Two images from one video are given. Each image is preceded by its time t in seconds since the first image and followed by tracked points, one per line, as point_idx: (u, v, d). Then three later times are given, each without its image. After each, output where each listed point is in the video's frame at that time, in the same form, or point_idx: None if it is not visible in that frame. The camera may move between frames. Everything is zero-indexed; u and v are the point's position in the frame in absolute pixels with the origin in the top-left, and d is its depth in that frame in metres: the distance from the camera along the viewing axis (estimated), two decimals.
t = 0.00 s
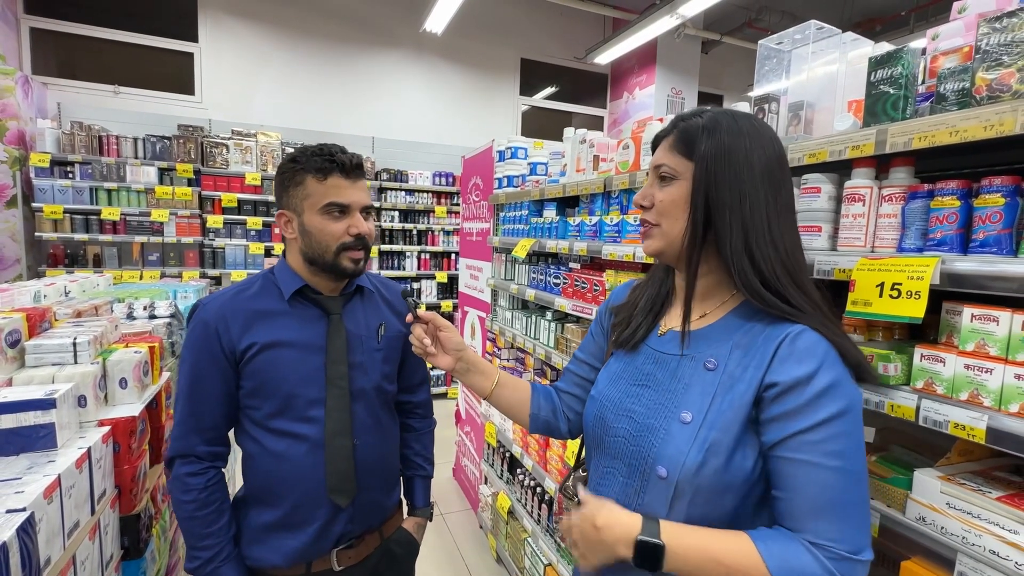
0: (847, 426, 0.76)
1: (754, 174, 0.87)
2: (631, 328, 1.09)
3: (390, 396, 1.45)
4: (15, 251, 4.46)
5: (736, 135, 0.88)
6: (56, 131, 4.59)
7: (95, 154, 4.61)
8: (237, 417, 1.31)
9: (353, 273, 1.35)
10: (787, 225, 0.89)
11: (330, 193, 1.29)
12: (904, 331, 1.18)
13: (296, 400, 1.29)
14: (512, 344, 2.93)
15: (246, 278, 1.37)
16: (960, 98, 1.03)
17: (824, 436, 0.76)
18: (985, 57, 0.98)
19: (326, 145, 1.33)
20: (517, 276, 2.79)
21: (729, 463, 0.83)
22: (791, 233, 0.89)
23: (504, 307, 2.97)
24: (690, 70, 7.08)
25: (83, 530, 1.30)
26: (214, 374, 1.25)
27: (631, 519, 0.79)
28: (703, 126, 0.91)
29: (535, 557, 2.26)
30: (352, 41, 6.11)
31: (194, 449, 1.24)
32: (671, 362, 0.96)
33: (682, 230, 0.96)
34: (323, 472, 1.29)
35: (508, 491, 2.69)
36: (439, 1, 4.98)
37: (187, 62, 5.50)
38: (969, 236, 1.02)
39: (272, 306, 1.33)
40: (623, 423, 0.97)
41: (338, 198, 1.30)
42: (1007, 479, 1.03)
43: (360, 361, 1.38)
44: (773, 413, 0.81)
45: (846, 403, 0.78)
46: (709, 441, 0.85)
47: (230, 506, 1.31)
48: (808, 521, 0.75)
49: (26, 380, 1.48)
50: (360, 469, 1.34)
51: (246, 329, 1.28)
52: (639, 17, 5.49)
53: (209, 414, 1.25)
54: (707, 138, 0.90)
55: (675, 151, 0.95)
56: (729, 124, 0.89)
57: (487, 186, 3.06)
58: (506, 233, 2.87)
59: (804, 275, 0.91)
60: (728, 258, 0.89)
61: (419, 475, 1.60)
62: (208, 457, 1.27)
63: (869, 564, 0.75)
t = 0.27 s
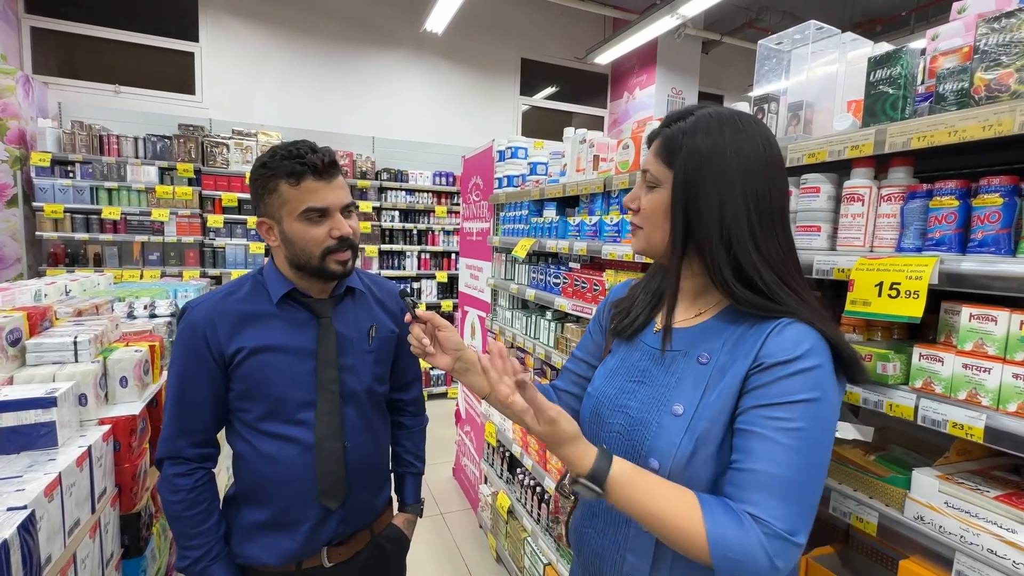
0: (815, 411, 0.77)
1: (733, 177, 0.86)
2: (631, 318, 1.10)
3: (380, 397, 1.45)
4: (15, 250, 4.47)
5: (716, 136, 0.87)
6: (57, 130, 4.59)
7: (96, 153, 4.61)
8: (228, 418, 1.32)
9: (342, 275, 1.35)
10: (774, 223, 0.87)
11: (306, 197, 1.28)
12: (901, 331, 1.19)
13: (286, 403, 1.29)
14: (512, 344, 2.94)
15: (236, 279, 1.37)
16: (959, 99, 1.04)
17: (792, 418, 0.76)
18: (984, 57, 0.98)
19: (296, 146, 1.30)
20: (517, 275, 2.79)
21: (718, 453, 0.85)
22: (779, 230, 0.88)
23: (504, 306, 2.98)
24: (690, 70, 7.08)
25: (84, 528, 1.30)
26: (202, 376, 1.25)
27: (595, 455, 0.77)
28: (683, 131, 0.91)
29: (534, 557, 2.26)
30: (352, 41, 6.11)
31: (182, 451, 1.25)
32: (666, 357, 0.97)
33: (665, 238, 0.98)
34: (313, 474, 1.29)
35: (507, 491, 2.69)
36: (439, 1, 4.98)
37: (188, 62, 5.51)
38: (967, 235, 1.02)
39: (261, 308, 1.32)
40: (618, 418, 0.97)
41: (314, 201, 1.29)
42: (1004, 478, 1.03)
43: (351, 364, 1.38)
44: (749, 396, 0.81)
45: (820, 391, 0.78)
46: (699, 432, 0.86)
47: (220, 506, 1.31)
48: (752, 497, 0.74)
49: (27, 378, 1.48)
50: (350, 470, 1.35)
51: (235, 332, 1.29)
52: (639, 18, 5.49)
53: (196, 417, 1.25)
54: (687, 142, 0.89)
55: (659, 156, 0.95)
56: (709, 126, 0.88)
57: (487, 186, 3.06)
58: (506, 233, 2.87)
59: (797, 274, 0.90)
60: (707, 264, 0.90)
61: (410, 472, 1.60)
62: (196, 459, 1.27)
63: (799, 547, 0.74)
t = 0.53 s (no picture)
0: (823, 420, 0.77)
1: (725, 178, 0.86)
2: (629, 319, 1.09)
3: (375, 396, 1.46)
4: (16, 249, 4.47)
5: (705, 137, 0.87)
6: (58, 129, 4.59)
7: (96, 152, 4.61)
8: (222, 419, 1.32)
9: (336, 277, 1.35)
10: (769, 223, 0.88)
11: (301, 199, 1.28)
12: (901, 330, 1.19)
13: (281, 402, 1.30)
14: (512, 343, 2.94)
15: (228, 281, 1.37)
16: (958, 98, 1.04)
17: (800, 429, 0.76)
18: (983, 58, 0.98)
19: (289, 148, 1.30)
20: (517, 275, 2.80)
21: (712, 456, 0.85)
22: (775, 229, 0.89)
23: (504, 306, 2.99)
24: (690, 70, 7.08)
25: (84, 526, 1.30)
26: (196, 379, 1.25)
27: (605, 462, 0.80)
28: (672, 133, 0.91)
29: (534, 556, 2.27)
30: (353, 40, 6.11)
31: (173, 453, 1.25)
32: (663, 358, 0.97)
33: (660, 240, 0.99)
34: (308, 473, 1.30)
35: (507, 490, 2.70)
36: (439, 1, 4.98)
37: (188, 61, 5.51)
38: (966, 235, 1.03)
39: (254, 309, 1.33)
40: (613, 418, 0.97)
41: (309, 204, 1.29)
42: (1003, 477, 1.04)
43: (345, 364, 1.39)
44: (749, 404, 0.82)
45: (826, 398, 0.78)
46: (694, 435, 0.86)
47: (214, 506, 1.32)
48: (769, 510, 0.76)
49: (28, 376, 1.49)
50: (344, 469, 1.35)
51: (229, 334, 1.29)
52: (639, 18, 5.49)
53: (190, 418, 1.26)
54: (676, 145, 0.90)
55: (650, 159, 0.96)
56: (697, 127, 0.89)
57: (488, 186, 3.07)
58: (506, 232, 2.87)
59: (795, 272, 0.91)
60: (704, 265, 0.91)
61: (405, 468, 1.61)
62: (189, 460, 1.27)
63: (822, 558, 0.76)
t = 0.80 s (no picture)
0: (837, 422, 0.78)
1: (724, 180, 0.87)
2: (630, 320, 1.10)
3: (374, 394, 1.46)
4: (15, 247, 4.47)
5: (701, 139, 0.88)
6: (57, 128, 4.58)
7: (96, 151, 4.61)
8: (221, 417, 1.32)
9: (337, 274, 1.35)
10: (768, 223, 0.89)
11: (304, 195, 1.29)
12: (900, 330, 1.19)
13: (281, 400, 1.30)
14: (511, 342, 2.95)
15: (228, 278, 1.37)
16: (956, 98, 1.04)
17: (814, 432, 0.77)
18: (982, 58, 0.99)
19: (295, 145, 1.31)
20: (517, 274, 2.80)
21: (718, 458, 0.85)
22: (774, 230, 0.89)
23: (503, 305, 2.99)
24: (690, 70, 7.09)
25: (85, 525, 1.30)
26: (197, 376, 1.25)
27: (621, 496, 0.87)
28: (668, 136, 0.91)
29: (533, 554, 2.28)
30: (352, 39, 6.11)
31: (174, 452, 1.25)
32: (664, 358, 0.97)
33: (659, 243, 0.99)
34: (309, 471, 1.30)
35: (506, 489, 2.71)
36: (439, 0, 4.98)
37: (188, 60, 5.51)
38: (964, 234, 1.03)
39: (255, 306, 1.33)
40: (615, 417, 0.98)
41: (312, 200, 1.29)
42: (999, 476, 1.04)
43: (345, 361, 1.39)
44: (757, 406, 0.82)
45: (836, 398, 0.79)
46: (698, 435, 0.86)
47: (214, 504, 1.32)
48: (791, 512, 0.77)
49: (28, 375, 1.49)
50: (345, 467, 1.35)
51: (229, 330, 1.29)
52: (639, 17, 5.50)
53: (191, 416, 1.26)
54: (672, 148, 0.90)
55: (646, 162, 0.96)
56: (693, 129, 0.89)
57: (487, 185, 3.07)
58: (505, 232, 2.88)
59: (793, 272, 0.92)
60: (705, 267, 0.91)
61: (403, 467, 1.61)
62: (190, 458, 1.27)
63: (851, 557, 0.77)
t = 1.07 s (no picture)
0: (844, 422, 0.79)
1: (728, 181, 0.87)
2: (632, 319, 1.10)
3: (374, 391, 1.46)
4: (14, 246, 4.47)
5: (703, 140, 0.88)
6: (55, 126, 4.58)
7: (94, 149, 4.60)
8: (220, 415, 1.32)
9: (334, 272, 1.35)
10: (772, 223, 0.89)
11: (301, 193, 1.29)
12: (898, 329, 1.19)
13: (280, 397, 1.30)
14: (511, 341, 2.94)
15: (227, 275, 1.37)
16: (956, 97, 1.04)
17: (823, 432, 0.77)
18: (981, 57, 0.99)
19: (293, 142, 1.31)
20: (516, 273, 2.80)
21: (726, 458, 0.85)
22: (778, 229, 0.90)
23: (502, 304, 2.99)
24: (690, 69, 7.09)
25: (84, 522, 1.30)
26: (196, 373, 1.25)
27: (627, 497, 0.87)
28: (669, 137, 0.91)
29: (532, 553, 2.28)
30: (352, 38, 6.10)
31: (175, 449, 1.25)
32: (669, 358, 0.97)
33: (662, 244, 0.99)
34: (309, 468, 1.30)
35: (505, 488, 2.71)
36: None
37: (187, 58, 5.50)
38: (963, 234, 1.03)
39: (254, 303, 1.33)
40: (620, 418, 0.98)
41: (310, 197, 1.29)
42: (997, 474, 1.04)
43: (344, 358, 1.39)
44: (766, 407, 0.83)
45: (843, 398, 0.80)
46: (706, 436, 0.86)
47: (214, 502, 1.32)
48: (798, 512, 0.78)
49: (27, 373, 1.48)
50: (345, 464, 1.35)
51: (228, 327, 1.29)
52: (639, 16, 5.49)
53: (190, 414, 1.26)
54: (674, 149, 0.90)
55: (647, 163, 0.96)
56: (694, 130, 0.89)
57: (487, 184, 3.07)
58: (504, 231, 2.87)
59: (798, 271, 0.92)
60: (709, 268, 0.91)
61: (403, 466, 1.61)
62: (191, 456, 1.27)
63: (858, 555, 0.78)
